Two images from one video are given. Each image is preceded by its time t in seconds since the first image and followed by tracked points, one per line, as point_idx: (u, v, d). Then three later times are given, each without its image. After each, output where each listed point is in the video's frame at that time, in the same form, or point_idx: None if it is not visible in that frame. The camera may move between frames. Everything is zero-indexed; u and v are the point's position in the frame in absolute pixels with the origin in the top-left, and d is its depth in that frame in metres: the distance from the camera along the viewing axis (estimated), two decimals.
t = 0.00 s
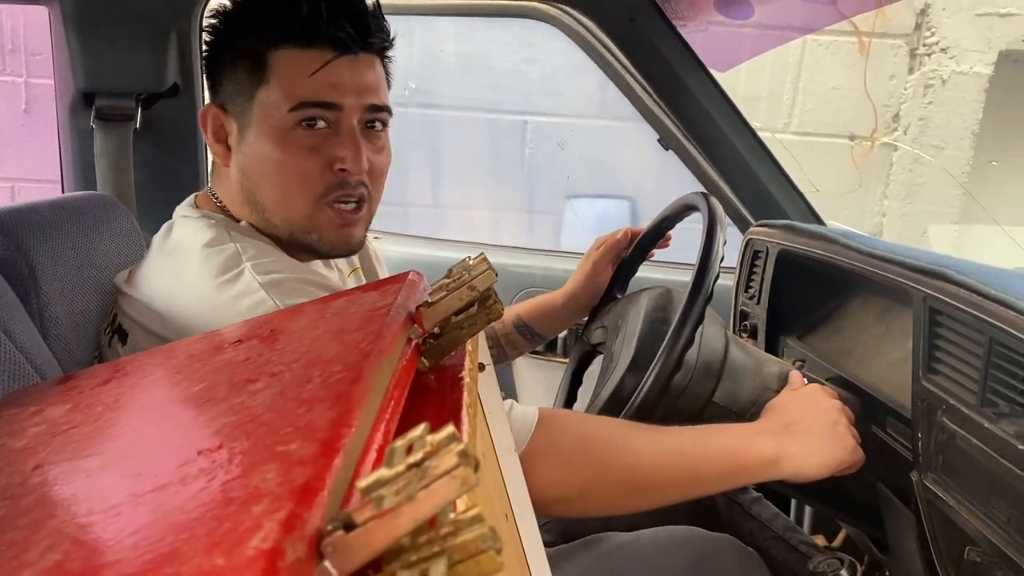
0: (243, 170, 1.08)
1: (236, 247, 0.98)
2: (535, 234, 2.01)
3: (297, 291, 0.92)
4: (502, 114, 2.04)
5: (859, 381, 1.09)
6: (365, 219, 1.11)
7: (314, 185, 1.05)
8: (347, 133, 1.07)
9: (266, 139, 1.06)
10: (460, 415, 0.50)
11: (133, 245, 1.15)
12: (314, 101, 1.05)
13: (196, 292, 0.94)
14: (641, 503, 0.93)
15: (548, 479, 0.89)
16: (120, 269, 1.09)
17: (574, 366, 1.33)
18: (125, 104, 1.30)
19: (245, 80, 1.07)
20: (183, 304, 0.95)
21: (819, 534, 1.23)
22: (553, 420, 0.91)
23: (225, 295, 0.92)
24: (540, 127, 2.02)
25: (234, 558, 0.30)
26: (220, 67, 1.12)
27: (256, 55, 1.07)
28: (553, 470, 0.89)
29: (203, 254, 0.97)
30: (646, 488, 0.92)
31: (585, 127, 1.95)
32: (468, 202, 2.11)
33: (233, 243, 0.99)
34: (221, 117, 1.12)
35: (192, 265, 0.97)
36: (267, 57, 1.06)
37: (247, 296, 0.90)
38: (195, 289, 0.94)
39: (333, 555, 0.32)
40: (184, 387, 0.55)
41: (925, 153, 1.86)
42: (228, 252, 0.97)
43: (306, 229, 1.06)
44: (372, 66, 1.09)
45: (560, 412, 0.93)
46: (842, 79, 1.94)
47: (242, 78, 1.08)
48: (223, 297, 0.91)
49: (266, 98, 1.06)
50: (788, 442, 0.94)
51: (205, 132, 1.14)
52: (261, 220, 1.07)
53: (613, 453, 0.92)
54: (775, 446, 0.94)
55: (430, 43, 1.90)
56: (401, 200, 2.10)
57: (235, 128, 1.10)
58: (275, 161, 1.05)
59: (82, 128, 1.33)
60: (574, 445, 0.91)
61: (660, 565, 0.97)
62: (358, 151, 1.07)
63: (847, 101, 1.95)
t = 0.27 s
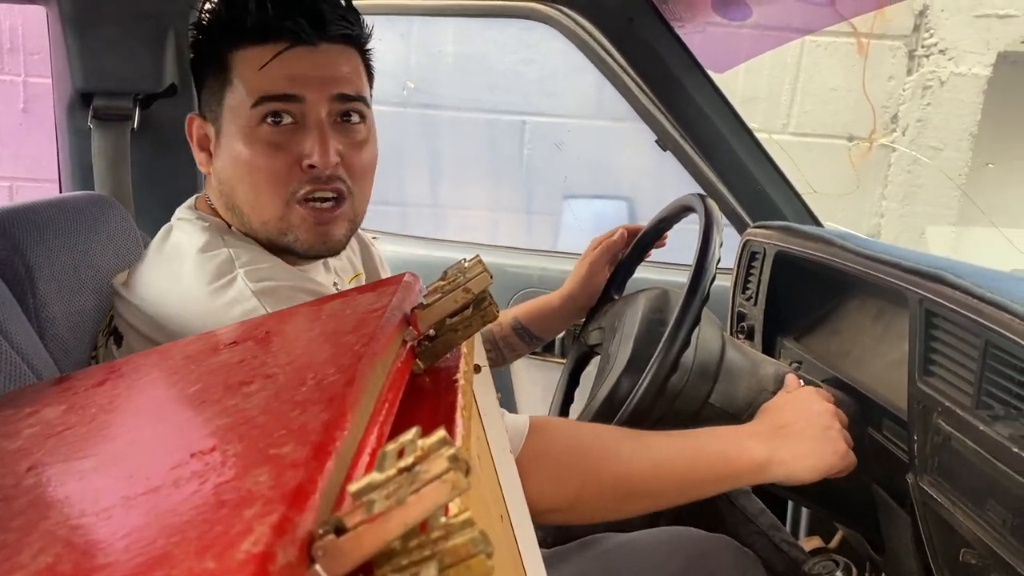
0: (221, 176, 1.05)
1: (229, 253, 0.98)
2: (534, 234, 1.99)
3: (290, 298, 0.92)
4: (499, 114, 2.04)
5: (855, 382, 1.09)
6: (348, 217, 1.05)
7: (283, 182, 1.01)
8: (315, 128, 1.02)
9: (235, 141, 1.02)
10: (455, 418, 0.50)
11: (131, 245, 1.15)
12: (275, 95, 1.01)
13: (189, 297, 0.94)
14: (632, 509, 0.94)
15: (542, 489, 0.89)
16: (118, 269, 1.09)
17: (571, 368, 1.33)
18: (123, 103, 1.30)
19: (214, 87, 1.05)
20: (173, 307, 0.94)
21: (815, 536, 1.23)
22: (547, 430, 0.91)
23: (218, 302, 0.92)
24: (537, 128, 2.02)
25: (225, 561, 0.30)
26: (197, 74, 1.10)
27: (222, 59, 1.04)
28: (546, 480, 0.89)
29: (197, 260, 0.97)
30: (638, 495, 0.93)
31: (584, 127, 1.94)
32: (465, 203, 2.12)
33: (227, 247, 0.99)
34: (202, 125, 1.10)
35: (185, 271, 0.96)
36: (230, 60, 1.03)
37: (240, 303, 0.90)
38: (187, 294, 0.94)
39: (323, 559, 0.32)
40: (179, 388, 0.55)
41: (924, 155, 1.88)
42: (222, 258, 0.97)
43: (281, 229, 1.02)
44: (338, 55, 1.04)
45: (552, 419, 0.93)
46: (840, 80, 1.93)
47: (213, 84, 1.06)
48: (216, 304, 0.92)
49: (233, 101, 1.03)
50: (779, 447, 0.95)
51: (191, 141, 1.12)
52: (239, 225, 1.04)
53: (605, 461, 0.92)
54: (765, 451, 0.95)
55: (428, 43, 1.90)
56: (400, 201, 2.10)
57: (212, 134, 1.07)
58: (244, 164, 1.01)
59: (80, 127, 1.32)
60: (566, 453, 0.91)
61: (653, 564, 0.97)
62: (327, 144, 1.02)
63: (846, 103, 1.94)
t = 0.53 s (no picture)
0: (219, 176, 1.05)
1: (229, 253, 0.97)
2: (535, 232, 1.99)
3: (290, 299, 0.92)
4: (501, 111, 2.04)
5: (857, 379, 1.09)
6: (346, 216, 1.04)
7: (278, 181, 1.00)
8: (309, 127, 1.01)
9: (232, 140, 1.02)
10: (460, 413, 0.50)
11: (134, 241, 1.15)
12: (269, 94, 1.00)
13: (186, 296, 0.93)
14: (630, 506, 0.95)
15: (541, 488, 0.89)
16: (121, 264, 1.09)
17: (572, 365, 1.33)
18: (125, 99, 1.30)
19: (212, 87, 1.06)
20: (170, 307, 0.93)
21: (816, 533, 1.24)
22: (546, 429, 0.91)
23: (214, 303, 0.91)
24: (539, 125, 2.03)
25: (234, 554, 0.30)
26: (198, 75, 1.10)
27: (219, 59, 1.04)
28: (545, 479, 0.90)
29: (196, 258, 0.96)
30: (636, 493, 0.93)
31: (586, 124, 1.94)
32: (467, 200, 2.11)
33: (225, 248, 0.98)
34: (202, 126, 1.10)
35: (183, 269, 0.95)
36: (226, 61, 1.03)
37: (236, 304, 0.89)
38: (184, 293, 0.93)
39: (333, 551, 0.32)
40: (184, 383, 0.55)
41: (925, 152, 1.86)
42: (221, 257, 0.96)
43: (277, 227, 1.01)
44: (333, 53, 1.04)
45: (551, 418, 0.93)
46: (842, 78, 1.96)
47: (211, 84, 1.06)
48: (212, 304, 0.90)
49: (230, 100, 1.02)
50: (778, 445, 0.95)
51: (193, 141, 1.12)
52: (238, 224, 1.03)
53: (604, 459, 0.92)
54: (764, 449, 0.95)
55: (430, 39, 1.92)
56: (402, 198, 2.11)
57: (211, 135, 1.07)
58: (240, 163, 1.01)
59: (83, 123, 1.32)
60: (565, 453, 0.90)
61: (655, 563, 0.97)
62: (320, 142, 1.00)
63: (847, 99, 1.97)
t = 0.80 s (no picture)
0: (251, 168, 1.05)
1: (260, 243, 0.98)
2: (547, 224, 2.02)
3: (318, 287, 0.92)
4: (514, 103, 2.05)
5: (875, 366, 1.10)
6: (377, 209, 1.04)
7: (309, 173, 1.00)
8: (342, 120, 1.01)
9: (265, 133, 1.03)
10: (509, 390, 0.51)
11: (157, 231, 1.17)
12: (302, 87, 1.01)
13: (218, 284, 0.93)
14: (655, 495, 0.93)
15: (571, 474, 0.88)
16: (146, 253, 1.10)
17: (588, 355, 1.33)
18: (145, 88, 1.30)
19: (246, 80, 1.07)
20: (200, 294, 0.94)
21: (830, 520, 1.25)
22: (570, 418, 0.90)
23: (247, 290, 0.91)
24: (550, 117, 2.03)
25: (319, 511, 0.31)
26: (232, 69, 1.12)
27: (253, 51, 1.06)
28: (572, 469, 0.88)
29: (227, 247, 0.96)
30: (663, 481, 0.93)
31: (598, 116, 1.95)
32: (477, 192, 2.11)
33: (256, 237, 0.99)
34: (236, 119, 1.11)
35: (214, 258, 0.96)
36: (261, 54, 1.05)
37: (270, 293, 0.90)
38: (216, 281, 0.93)
39: (410, 511, 0.33)
40: (231, 361, 0.56)
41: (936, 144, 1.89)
42: (252, 247, 0.96)
43: (308, 219, 1.01)
44: (367, 47, 1.04)
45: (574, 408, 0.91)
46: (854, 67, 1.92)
47: (246, 77, 1.07)
48: (244, 293, 0.91)
49: (264, 93, 1.04)
50: (801, 433, 0.96)
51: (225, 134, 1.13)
52: (269, 216, 1.04)
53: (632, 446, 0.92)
54: (787, 437, 0.96)
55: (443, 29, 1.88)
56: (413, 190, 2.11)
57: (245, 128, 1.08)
58: (273, 156, 1.01)
59: (102, 112, 1.33)
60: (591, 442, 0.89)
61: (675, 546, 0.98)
62: (352, 135, 1.01)
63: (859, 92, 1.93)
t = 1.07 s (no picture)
0: (250, 158, 1.05)
1: (257, 233, 0.97)
2: (546, 217, 2.03)
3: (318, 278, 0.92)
4: (516, 95, 2.00)
5: (878, 360, 1.09)
6: (376, 199, 1.03)
7: (307, 163, 0.99)
8: (340, 109, 1.01)
9: (264, 122, 1.02)
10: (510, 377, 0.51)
11: (155, 221, 1.16)
12: (301, 75, 1.00)
13: (215, 274, 0.93)
14: (653, 486, 0.93)
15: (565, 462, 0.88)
16: (144, 243, 1.10)
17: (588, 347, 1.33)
18: (143, 78, 1.30)
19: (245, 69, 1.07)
20: (195, 284, 0.93)
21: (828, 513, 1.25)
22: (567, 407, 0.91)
23: (244, 280, 0.91)
24: (548, 109, 2.00)
25: (320, 497, 0.31)
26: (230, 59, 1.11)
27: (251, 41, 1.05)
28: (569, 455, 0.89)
29: (225, 237, 0.96)
30: (660, 472, 0.92)
31: (599, 109, 1.95)
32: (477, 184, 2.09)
33: (254, 228, 0.99)
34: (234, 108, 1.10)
35: (211, 248, 0.96)
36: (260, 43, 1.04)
37: (267, 282, 0.90)
38: (212, 270, 0.93)
39: (411, 497, 0.32)
40: (229, 349, 0.56)
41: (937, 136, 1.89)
42: (250, 237, 0.96)
43: (306, 209, 1.00)
44: (367, 36, 1.04)
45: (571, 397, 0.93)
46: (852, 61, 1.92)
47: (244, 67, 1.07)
48: (241, 282, 0.91)
49: (263, 82, 1.03)
50: (798, 422, 0.96)
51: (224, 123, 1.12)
52: (268, 205, 1.03)
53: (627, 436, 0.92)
54: (785, 427, 0.96)
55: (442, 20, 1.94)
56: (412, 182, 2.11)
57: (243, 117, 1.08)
58: (272, 145, 1.01)
59: (100, 102, 1.32)
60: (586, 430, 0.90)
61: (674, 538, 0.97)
62: (351, 125, 1.00)
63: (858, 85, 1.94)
